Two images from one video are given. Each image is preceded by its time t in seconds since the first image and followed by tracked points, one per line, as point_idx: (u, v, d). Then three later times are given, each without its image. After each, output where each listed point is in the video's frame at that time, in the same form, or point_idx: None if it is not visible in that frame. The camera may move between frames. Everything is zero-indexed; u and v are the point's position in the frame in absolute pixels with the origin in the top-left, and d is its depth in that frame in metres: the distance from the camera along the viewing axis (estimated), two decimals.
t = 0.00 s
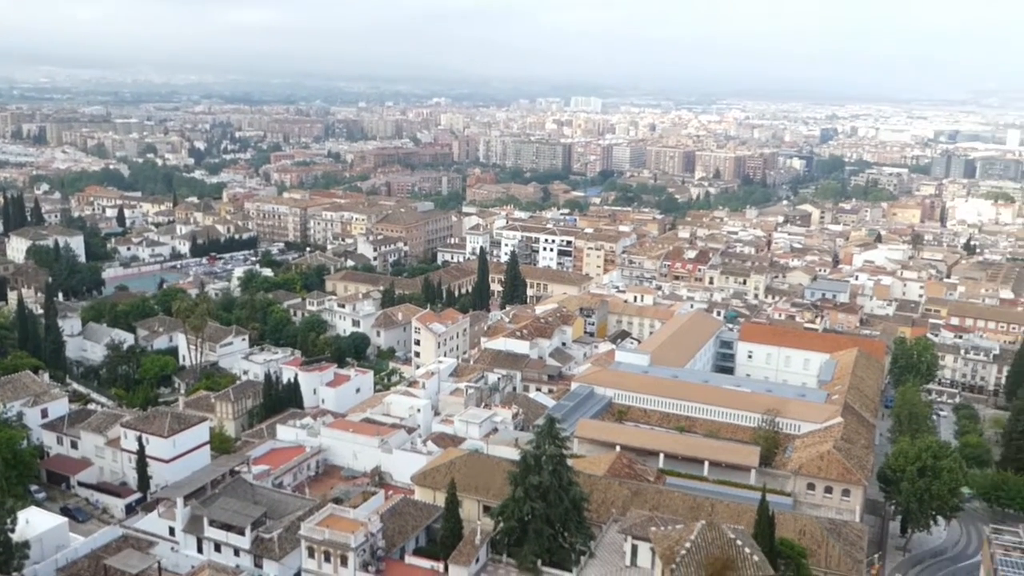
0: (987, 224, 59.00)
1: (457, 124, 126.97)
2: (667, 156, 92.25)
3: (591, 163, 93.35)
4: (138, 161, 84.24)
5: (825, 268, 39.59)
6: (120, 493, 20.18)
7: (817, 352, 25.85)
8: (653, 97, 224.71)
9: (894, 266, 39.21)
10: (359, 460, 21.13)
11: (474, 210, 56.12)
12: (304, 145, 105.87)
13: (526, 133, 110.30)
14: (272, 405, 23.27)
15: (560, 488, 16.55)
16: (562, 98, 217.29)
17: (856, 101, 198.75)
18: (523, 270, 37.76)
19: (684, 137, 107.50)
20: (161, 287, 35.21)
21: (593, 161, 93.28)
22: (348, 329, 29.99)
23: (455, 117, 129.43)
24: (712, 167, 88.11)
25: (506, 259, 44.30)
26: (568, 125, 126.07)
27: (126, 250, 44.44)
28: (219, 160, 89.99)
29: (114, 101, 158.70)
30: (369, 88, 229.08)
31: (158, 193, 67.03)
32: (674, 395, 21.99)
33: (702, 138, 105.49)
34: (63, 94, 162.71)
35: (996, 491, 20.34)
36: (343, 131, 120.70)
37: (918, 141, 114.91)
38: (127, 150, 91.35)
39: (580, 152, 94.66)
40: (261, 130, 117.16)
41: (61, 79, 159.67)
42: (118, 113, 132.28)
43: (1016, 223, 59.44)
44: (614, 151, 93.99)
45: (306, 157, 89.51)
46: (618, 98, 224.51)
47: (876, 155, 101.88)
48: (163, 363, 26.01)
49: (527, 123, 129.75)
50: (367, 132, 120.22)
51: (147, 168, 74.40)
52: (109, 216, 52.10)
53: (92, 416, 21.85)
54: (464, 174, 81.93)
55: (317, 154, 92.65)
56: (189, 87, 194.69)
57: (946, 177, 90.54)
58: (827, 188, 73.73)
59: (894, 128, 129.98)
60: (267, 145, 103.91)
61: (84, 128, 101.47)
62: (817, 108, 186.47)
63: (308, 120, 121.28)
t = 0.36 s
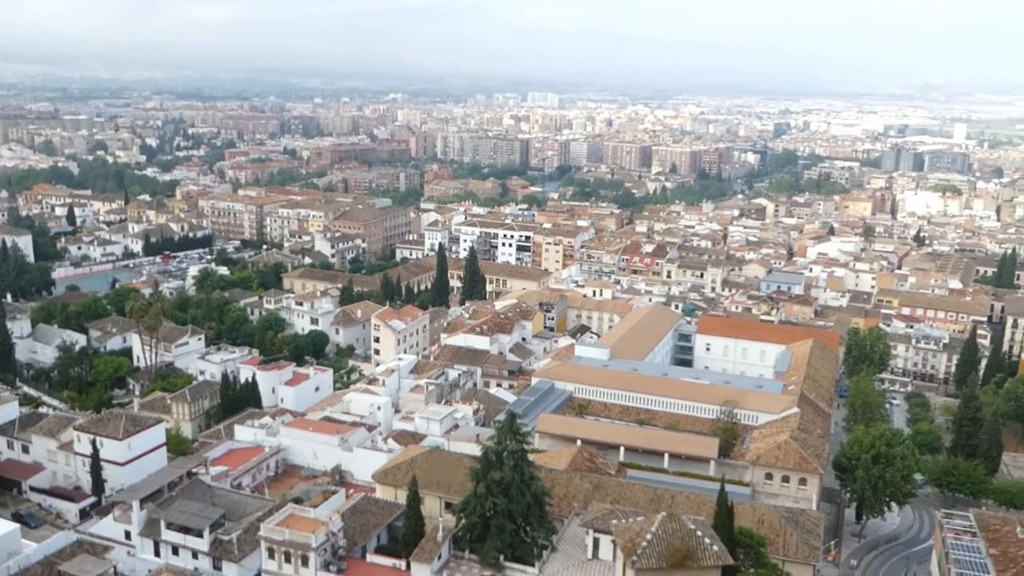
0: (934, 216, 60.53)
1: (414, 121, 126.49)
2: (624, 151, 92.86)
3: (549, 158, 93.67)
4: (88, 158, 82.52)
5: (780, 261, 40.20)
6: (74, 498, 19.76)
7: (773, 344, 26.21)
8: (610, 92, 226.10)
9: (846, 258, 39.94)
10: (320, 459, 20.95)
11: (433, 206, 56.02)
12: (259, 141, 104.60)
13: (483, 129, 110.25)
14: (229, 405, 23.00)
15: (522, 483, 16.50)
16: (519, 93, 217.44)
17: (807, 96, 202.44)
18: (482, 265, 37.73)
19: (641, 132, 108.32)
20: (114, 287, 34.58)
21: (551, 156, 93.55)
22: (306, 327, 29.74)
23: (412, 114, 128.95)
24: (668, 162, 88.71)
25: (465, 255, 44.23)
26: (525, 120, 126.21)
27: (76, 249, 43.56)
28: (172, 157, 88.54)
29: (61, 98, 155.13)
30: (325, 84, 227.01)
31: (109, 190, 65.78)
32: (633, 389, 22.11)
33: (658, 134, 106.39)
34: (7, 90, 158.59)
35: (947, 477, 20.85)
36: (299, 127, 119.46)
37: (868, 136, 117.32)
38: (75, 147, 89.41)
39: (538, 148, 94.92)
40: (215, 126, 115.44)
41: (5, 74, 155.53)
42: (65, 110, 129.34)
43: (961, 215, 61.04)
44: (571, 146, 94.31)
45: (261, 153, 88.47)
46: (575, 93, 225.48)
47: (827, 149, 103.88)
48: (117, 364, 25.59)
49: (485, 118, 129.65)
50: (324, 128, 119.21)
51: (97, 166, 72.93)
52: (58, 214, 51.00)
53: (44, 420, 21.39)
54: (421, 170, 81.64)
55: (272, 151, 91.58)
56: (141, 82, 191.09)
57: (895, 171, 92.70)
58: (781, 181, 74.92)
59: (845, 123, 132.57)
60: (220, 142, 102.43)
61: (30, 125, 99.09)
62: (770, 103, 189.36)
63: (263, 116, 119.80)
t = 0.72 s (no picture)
0: (883, 209, 61.86)
1: (371, 118, 125.78)
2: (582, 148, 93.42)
3: (506, 155, 93.86)
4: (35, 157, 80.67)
5: (735, 255, 40.75)
6: (25, 504, 19.23)
7: (730, 337, 26.55)
8: (567, 89, 227.07)
9: (800, 251, 40.61)
10: (279, 459, 20.77)
11: (390, 204, 55.82)
12: (213, 139, 103.24)
13: (441, 126, 109.97)
14: (185, 407, 22.73)
15: (483, 479, 16.56)
16: (476, 90, 217.22)
17: (761, 92, 205.43)
18: (441, 263, 37.68)
19: (598, 129, 108.91)
20: (64, 288, 33.93)
21: (508, 153, 93.65)
22: (263, 327, 29.47)
23: (369, 111, 128.20)
24: (625, 157, 90.20)
25: (423, 252, 44.28)
26: (482, 117, 126.11)
27: (24, 250, 42.62)
28: (122, 156, 86.98)
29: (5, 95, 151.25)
30: (280, 81, 224.45)
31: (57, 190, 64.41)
32: (592, 383, 22.25)
33: (615, 130, 107.06)
34: None
35: (899, 464, 21.32)
36: (254, 125, 118.12)
37: (821, 131, 119.41)
38: (22, 146, 87.32)
39: (495, 144, 95.04)
40: (167, 123, 113.50)
41: None
42: (10, 107, 126.17)
43: (909, 208, 62.46)
44: (528, 143, 94.55)
45: (215, 152, 87.26)
46: (532, 90, 225.96)
47: (780, 144, 105.58)
48: (68, 368, 25.15)
49: (441, 115, 129.36)
50: (279, 126, 117.99)
51: (45, 165, 71.36)
52: (4, 215, 49.83)
53: None
54: (379, 168, 81.19)
55: (226, 149, 90.37)
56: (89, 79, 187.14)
57: (846, 165, 94.56)
58: (735, 176, 75.94)
59: (797, 119, 134.87)
60: (173, 140, 100.76)
61: None
62: (724, 100, 191.88)
63: (216, 114, 118.15)
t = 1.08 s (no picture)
0: (833, 204, 63.00)
1: (324, 117, 124.74)
2: (536, 146, 95.21)
3: (461, 153, 93.73)
4: None
5: (689, 250, 41.20)
6: None
7: (685, 332, 26.82)
8: (522, 88, 227.75)
9: (752, 246, 41.19)
10: (234, 464, 20.46)
11: (344, 203, 55.39)
12: (162, 139, 101.48)
13: (395, 125, 109.49)
14: (136, 413, 22.36)
15: (442, 479, 16.45)
16: (430, 89, 216.64)
17: (713, 90, 208.10)
18: (397, 263, 37.52)
19: (552, 127, 109.42)
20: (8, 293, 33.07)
21: (463, 151, 93.53)
22: (216, 329, 29.10)
23: (322, 111, 127.11)
24: (579, 156, 90.83)
25: (378, 252, 44.02)
26: (436, 116, 125.80)
27: None
28: (68, 157, 85.06)
29: None
30: (231, 80, 221.32)
31: None
32: (549, 381, 22.32)
33: (569, 129, 107.74)
34: None
35: (852, 454, 21.72)
36: (204, 126, 116.42)
37: (771, 129, 121.50)
38: None
39: (450, 143, 94.86)
40: (114, 123, 111.20)
41: None
42: None
43: (857, 203, 63.70)
44: (483, 142, 94.67)
45: (164, 152, 85.75)
46: (486, 89, 226.16)
47: (732, 142, 106.99)
48: (14, 375, 24.58)
49: (395, 114, 128.79)
50: (229, 126, 116.39)
51: None
52: None
53: None
54: (332, 167, 80.51)
55: (175, 149, 88.84)
56: (32, 79, 182.61)
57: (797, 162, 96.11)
58: (688, 173, 76.80)
59: (748, 117, 136.87)
60: (120, 141, 98.75)
61: None
62: (677, 98, 194.01)
63: (165, 113, 116.07)
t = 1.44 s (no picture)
0: (791, 204, 63.86)
1: (284, 121, 123.72)
2: (497, 149, 95.39)
3: (423, 157, 93.51)
4: None
5: (652, 251, 41.53)
6: None
7: (648, 333, 27.01)
8: (483, 91, 227.97)
9: (713, 247, 41.64)
10: (196, 473, 20.19)
11: (305, 207, 54.96)
12: (118, 144, 99.85)
13: (356, 129, 108.98)
14: (95, 423, 22.02)
15: (408, 483, 16.37)
16: (391, 92, 215.80)
17: (673, 92, 209.91)
18: (360, 267, 37.36)
19: (514, 130, 109.72)
20: None
21: (425, 155, 93.34)
22: (176, 337, 28.74)
23: (282, 114, 126.12)
24: (541, 158, 91.21)
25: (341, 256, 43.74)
26: (397, 119, 125.38)
27: None
28: (21, 163, 83.29)
29: None
30: (189, 84, 218.55)
31: None
32: (514, 383, 22.35)
33: (531, 131, 108.09)
34: None
35: (814, 451, 22.00)
36: (161, 130, 114.78)
37: (731, 130, 123.01)
38: None
39: (412, 147, 94.56)
40: (68, 128, 109.18)
41: None
42: None
43: (815, 203, 64.64)
44: (444, 145, 94.77)
45: (120, 157, 84.40)
46: (448, 92, 226.00)
47: (692, 143, 107.97)
48: None
49: (356, 118, 128.15)
50: (187, 130, 114.94)
51: None
52: None
53: None
54: (293, 171, 79.87)
55: (132, 154, 87.47)
56: None
57: (756, 162, 97.25)
58: (650, 174, 77.43)
59: (708, 119, 138.28)
60: (75, 146, 96.98)
61: None
62: (637, 100, 195.50)
63: (120, 117, 114.21)
